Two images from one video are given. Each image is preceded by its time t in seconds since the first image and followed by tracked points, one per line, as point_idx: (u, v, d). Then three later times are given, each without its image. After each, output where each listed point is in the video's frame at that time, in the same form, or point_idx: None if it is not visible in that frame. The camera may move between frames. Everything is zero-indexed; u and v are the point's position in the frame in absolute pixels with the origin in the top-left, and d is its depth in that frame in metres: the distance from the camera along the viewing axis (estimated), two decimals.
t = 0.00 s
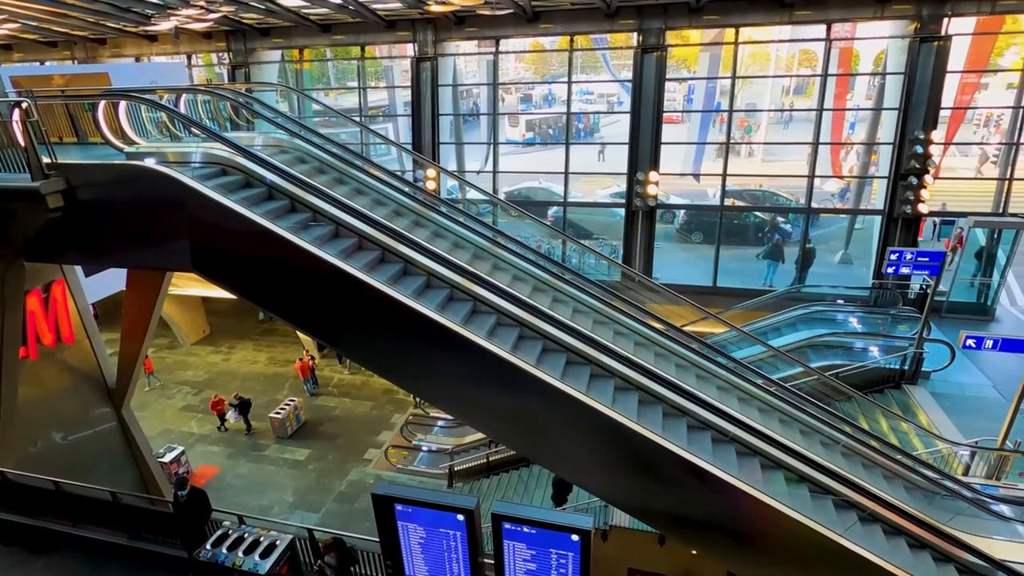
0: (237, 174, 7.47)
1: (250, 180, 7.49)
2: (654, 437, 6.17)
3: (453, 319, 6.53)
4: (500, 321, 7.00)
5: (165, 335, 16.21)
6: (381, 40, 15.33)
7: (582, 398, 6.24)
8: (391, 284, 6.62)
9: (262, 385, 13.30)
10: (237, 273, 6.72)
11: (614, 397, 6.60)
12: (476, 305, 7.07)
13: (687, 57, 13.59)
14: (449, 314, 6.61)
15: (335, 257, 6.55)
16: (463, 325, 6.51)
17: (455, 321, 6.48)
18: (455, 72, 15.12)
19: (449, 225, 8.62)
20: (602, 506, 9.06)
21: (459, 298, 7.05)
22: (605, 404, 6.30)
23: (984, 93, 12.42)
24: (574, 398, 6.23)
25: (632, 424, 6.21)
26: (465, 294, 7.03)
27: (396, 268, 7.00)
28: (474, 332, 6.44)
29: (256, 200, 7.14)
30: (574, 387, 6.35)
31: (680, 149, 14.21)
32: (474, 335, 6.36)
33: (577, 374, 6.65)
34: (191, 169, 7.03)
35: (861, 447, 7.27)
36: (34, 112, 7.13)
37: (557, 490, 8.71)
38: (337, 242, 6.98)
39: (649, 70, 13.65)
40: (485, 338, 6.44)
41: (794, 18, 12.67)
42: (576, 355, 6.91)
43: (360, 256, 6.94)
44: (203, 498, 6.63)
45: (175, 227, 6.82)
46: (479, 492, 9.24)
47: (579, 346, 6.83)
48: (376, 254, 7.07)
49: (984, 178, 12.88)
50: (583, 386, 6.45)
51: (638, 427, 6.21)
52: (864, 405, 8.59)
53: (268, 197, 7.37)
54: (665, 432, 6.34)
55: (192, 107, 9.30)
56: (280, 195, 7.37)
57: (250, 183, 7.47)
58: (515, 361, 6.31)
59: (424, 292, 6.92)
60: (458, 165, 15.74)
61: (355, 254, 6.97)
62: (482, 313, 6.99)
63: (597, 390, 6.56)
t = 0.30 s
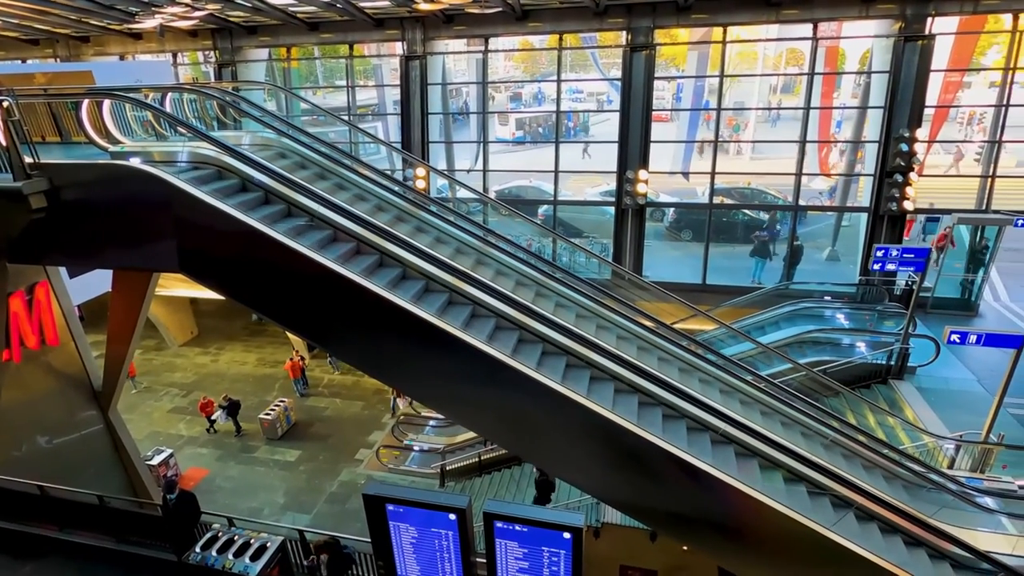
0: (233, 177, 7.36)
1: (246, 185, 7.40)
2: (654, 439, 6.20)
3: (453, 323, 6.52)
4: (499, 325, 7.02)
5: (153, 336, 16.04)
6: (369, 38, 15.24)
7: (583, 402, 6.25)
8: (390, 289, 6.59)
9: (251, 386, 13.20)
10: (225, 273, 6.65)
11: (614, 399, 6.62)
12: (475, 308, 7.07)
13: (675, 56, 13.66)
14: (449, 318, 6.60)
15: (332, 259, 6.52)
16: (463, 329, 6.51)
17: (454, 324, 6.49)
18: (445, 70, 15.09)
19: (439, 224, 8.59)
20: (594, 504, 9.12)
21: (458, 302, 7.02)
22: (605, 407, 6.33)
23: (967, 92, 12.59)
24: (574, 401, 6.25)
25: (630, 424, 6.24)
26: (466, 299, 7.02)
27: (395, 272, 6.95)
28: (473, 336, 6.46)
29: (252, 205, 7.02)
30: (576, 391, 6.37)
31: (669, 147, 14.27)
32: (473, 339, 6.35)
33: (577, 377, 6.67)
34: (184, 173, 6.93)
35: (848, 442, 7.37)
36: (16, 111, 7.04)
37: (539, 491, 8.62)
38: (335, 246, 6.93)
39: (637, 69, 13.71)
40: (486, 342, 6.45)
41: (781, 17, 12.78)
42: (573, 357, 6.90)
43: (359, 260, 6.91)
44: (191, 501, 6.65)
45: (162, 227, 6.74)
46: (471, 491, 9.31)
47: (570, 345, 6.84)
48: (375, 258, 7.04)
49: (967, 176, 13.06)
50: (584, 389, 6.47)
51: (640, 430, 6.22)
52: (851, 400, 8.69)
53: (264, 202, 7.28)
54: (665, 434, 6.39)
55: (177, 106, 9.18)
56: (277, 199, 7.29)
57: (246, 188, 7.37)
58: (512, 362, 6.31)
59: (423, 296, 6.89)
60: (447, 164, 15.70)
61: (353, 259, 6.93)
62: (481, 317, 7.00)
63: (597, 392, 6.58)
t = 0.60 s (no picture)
0: (228, 181, 7.25)
1: (242, 189, 7.30)
2: (655, 442, 6.24)
3: (451, 328, 6.51)
4: (497, 328, 7.00)
5: (138, 338, 15.84)
6: (357, 37, 15.16)
7: (584, 405, 6.29)
8: (388, 293, 6.56)
9: (239, 388, 13.09)
10: (212, 273, 6.59)
11: (613, 402, 6.64)
12: (473, 312, 7.06)
13: (663, 55, 13.73)
14: (448, 323, 6.59)
15: (328, 264, 6.49)
16: (461, 333, 6.49)
17: (453, 329, 6.49)
18: (433, 69, 15.05)
19: (429, 224, 8.56)
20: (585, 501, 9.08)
21: (457, 307, 7.00)
22: (605, 410, 6.35)
23: (949, 91, 12.78)
24: (574, 404, 6.27)
25: (626, 425, 6.27)
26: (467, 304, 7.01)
27: (393, 276, 6.90)
28: (473, 340, 6.46)
29: (249, 210, 6.93)
30: (579, 396, 6.38)
31: (658, 145, 14.34)
32: (471, 343, 6.34)
33: (577, 380, 6.68)
34: (178, 178, 6.84)
35: (835, 436, 7.46)
36: None
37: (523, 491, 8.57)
38: (332, 251, 6.85)
39: (626, 68, 13.77)
40: (486, 347, 6.46)
41: (767, 17, 12.89)
42: (557, 352, 6.93)
43: (357, 264, 6.84)
44: (179, 504, 6.53)
45: (147, 228, 6.67)
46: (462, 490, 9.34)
47: (560, 343, 6.86)
48: (373, 262, 6.97)
49: (950, 173, 13.27)
50: (583, 392, 6.48)
51: (642, 433, 6.27)
52: (838, 395, 8.79)
53: (262, 207, 7.20)
54: (664, 436, 6.43)
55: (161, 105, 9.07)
56: (274, 204, 7.24)
57: (241, 192, 7.25)
58: (504, 363, 6.32)
59: (422, 301, 6.86)
60: (436, 163, 15.65)
61: (351, 263, 6.88)
62: (479, 320, 6.97)
63: (597, 396, 6.58)
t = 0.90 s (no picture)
0: (223, 187, 7.19)
1: (236, 194, 7.22)
2: (655, 444, 6.27)
3: (450, 331, 6.49)
4: (496, 332, 7.00)
5: (124, 340, 15.63)
6: (344, 36, 15.08)
7: (586, 408, 6.30)
8: (384, 298, 6.51)
9: (227, 390, 12.97)
10: (198, 274, 6.53)
11: (613, 405, 6.66)
12: (471, 316, 7.05)
13: (651, 54, 13.79)
14: (446, 328, 6.55)
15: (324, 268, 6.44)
16: (460, 338, 6.48)
17: (452, 333, 6.46)
18: (421, 68, 15.01)
19: (418, 224, 8.54)
20: (576, 499, 9.10)
21: (455, 311, 7.00)
22: (604, 413, 6.37)
23: (931, 90, 12.97)
24: (574, 407, 6.28)
25: (622, 425, 6.30)
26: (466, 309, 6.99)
27: (391, 282, 6.87)
28: (473, 345, 6.44)
29: (246, 215, 6.87)
30: (581, 400, 6.39)
31: (646, 145, 14.41)
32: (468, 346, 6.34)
33: (577, 383, 6.68)
34: (171, 183, 6.76)
35: (821, 431, 7.58)
36: None
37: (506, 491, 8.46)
38: (330, 256, 6.83)
39: (614, 67, 13.83)
40: (486, 351, 6.45)
41: (753, 17, 13.00)
42: (550, 353, 6.95)
43: (351, 268, 6.82)
44: (166, 507, 6.46)
45: (131, 229, 6.59)
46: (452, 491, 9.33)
47: (550, 342, 6.88)
48: (371, 267, 6.95)
49: (932, 172, 13.48)
50: (583, 395, 6.49)
51: (639, 434, 6.29)
52: (824, 391, 8.86)
53: (258, 212, 7.08)
54: (663, 438, 6.46)
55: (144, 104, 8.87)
56: (268, 208, 7.08)
57: (236, 197, 7.18)
58: (495, 362, 6.32)
59: (419, 305, 6.86)
60: (425, 163, 15.60)
61: (349, 268, 6.85)
62: (479, 325, 6.97)
63: (596, 399, 6.60)
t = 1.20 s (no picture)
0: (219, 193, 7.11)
1: (233, 199, 7.15)
2: (653, 445, 6.32)
3: (450, 337, 6.49)
4: (495, 336, 7.00)
5: (110, 343, 15.43)
6: (331, 35, 14.98)
7: (588, 413, 6.32)
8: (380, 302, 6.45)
9: (215, 392, 12.84)
10: (184, 276, 6.46)
11: (613, 407, 6.71)
12: (461, 316, 7.03)
13: (639, 53, 13.84)
14: (446, 333, 6.54)
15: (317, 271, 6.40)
16: (461, 343, 6.48)
17: (454, 338, 6.46)
18: (409, 67, 14.97)
19: (407, 224, 8.52)
20: (567, 496, 9.07)
21: (454, 315, 6.98)
22: (604, 416, 6.40)
23: (914, 89, 13.15)
24: (571, 409, 6.30)
25: (615, 425, 6.32)
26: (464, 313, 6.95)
27: (390, 286, 6.83)
28: (473, 350, 6.44)
29: (243, 221, 6.81)
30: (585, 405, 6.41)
31: (635, 144, 14.47)
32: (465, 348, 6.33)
33: (576, 388, 6.68)
34: (166, 188, 6.68)
35: (811, 428, 7.61)
36: None
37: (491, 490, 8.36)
38: (329, 261, 6.79)
39: (602, 67, 13.87)
40: (486, 356, 6.44)
41: (739, 16, 13.09)
42: (543, 354, 6.95)
43: (343, 270, 6.77)
44: (154, 512, 6.39)
45: (115, 230, 6.50)
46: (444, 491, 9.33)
47: (540, 341, 6.90)
48: (370, 272, 6.91)
49: (916, 170, 13.67)
50: (583, 399, 6.51)
51: (631, 433, 6.32)
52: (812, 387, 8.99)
53: (255, 218, 7.04)
54: (663, 440, 6.51)
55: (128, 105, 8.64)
56: (265, 215, 7.08)
57: (233, 203, 7.11)
58: (485, 362, 6.31)
59: (415, 307, 6.82)
60: (413, 163, 15.55)
61: (347, 274, 6.81)
62: (478, 329, 6.97)
63: (596, 402, 6.63)
